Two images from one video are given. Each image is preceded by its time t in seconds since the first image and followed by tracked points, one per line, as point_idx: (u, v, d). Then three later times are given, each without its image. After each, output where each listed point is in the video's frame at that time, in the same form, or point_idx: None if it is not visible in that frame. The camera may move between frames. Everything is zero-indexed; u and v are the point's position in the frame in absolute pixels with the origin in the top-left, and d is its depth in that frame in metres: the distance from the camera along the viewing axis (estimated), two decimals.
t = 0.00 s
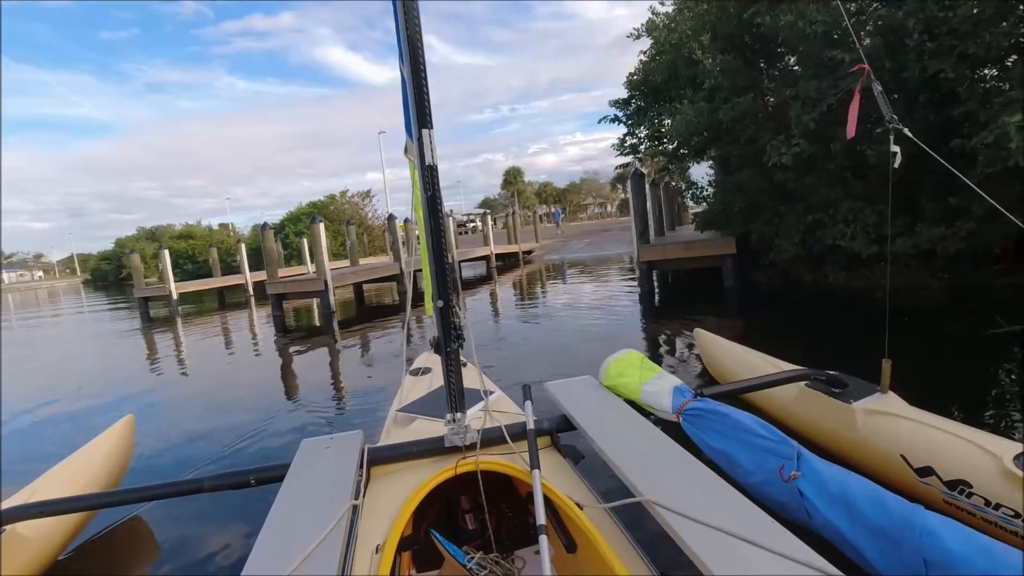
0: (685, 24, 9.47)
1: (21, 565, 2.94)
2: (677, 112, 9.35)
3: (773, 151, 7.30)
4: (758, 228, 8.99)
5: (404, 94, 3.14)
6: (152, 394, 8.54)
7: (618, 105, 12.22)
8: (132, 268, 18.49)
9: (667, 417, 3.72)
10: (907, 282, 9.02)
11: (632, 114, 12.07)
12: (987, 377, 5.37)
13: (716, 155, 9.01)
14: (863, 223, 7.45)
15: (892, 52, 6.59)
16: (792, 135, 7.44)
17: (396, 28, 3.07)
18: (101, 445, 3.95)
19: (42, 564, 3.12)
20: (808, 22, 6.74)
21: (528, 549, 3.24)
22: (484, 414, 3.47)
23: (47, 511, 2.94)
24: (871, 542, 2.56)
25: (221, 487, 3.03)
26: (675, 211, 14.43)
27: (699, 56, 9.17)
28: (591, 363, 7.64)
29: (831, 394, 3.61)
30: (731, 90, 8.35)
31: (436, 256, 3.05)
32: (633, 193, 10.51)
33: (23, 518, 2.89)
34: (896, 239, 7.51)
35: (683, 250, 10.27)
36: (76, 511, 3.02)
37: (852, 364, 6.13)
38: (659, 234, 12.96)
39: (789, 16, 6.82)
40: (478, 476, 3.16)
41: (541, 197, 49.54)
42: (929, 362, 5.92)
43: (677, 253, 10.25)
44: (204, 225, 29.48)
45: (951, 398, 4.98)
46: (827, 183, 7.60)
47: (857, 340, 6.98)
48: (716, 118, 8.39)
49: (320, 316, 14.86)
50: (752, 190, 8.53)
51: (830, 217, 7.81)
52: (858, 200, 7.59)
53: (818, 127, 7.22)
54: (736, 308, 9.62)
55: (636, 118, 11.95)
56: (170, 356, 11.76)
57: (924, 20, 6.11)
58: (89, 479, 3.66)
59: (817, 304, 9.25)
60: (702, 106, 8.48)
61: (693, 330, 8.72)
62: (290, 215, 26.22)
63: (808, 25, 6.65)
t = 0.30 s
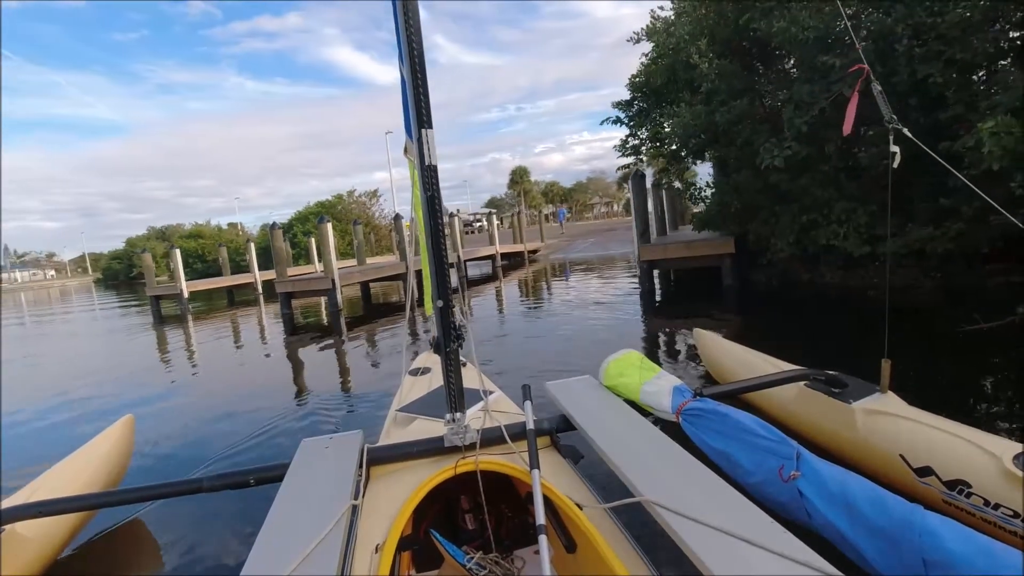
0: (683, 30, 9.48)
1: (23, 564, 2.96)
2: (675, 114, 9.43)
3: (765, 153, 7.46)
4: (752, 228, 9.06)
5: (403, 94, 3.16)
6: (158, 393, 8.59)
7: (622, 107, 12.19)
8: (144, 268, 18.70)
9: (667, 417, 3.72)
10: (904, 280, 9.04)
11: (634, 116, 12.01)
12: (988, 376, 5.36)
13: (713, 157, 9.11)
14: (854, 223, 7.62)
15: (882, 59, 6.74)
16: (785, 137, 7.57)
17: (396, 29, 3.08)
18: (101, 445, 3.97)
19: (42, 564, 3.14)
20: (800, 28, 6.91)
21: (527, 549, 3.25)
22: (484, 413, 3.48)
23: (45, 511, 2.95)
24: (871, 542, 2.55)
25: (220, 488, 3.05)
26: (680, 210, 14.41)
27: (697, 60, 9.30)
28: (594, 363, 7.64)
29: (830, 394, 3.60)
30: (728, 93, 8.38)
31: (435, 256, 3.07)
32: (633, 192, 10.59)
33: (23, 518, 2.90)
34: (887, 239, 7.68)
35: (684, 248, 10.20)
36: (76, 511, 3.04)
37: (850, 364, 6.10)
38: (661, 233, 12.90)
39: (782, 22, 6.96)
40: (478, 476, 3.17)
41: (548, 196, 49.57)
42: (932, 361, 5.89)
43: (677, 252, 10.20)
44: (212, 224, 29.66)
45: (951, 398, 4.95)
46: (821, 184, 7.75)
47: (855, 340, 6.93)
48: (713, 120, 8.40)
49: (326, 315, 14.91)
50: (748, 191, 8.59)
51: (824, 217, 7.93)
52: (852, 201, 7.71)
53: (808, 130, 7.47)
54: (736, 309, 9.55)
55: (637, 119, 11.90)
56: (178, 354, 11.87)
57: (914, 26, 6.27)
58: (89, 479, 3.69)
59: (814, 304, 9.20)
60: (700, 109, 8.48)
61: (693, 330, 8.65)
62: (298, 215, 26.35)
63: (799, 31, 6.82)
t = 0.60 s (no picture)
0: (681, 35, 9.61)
1: (21, 563, 2.99)
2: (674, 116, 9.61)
3: (758, 155, 7.65)
4: (751, 228, 9.28)
5: (403, 93, 3.17)
6: (165, 392, 8.66)
7: (625, 108, 12.12)
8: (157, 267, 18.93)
9: (666, 417, 3.71)
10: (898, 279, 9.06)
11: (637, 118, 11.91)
12: (990, 375, 5.33)
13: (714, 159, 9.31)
14: (847, 224, 7.66)
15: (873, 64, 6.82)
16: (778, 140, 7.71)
17: (396, 29, 3.09)
18: (98, 448, 4.00)
19: (39, 565, 3.16)
20: (793, 34, 7.01)
21: (526, 549, 3.26)
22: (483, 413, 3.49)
23: (42, 510, 2.96)
24: (870, 543, 2.53)
25: (219, 487, 3.06)
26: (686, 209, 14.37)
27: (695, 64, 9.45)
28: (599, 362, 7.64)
29: (829, 394, 3.58)
30: (726, 95, 8.44)
31: (434, 256, 3.08)
32: (634, 192, 10.75)
33: (20, 517, 2.91)
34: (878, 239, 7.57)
35: (684, 248, 10.28)
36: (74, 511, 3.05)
37: (852, 364, 6.06)
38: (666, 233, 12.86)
39: (775, 30, 7.10)
40: (477, 475, 3.18)
41: (556, 195, 49.59)
42: (937, 361, 5.85)
43: (678, 252, 10.19)
44: (222, 224, 29.88)
45: (953, 398, 4.93)
46: (818, 185, 7.93)
47: (857, 340, 6.88)
48: (710, 123, 8.61)
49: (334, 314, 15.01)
50: (747, 192, 8.75)
51: (820, 217, 8.08)
52: (846, 202, 7.81)
53: (801, 133, 7.58)
54: (738, 308, 9.51)
55: (641, 120, 11.84)
56: (187, 352, 11.98)
57: (903, 32, 6.34)
58: (86, 481, 3.71)
59: (815, 304, 9.16)
60: (697, 112, 8.67)
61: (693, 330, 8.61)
62: (307, 214, 26.53)
63: (793, 36, 6.92)
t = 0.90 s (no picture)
0: (681, 38, 9.78)
1: (22, 563, 2.95)
2: (674, 119, 9.93)
3: (754, 157, 8.00)
4: (750, 227, 9.59)
5: (404, 93, 3.18)
6: (172, 391, 8.74)
7: (629, 109, 12.06)
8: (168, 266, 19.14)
9: (666, 417, 3.71)
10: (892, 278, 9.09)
11: (640, 119, 11.78)
12: (990, 374, 5.33)
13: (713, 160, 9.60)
14: (843, 224, 7.96)
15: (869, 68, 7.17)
16: (773, 143, 8.10)
17: (396, 30, 3.10)
18: (97, 449, 4.00)
19: (40, 565, 3.12)
20: (789, 39, 7.24)
21: (526, 549, 3.27)
22: (483, 413, 3.51)
23: (44, 510, 2.97)
24: (869, 542, 2.51)
25: (220, 487, 3.08)
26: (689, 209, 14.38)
27: (695, 68, 9.65)
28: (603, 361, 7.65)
29: (829, 395, 3.59)
30: (725, 98, 8.66)
31: (435, 256, 3.09)
32: (636, 191, 11.10)
33: (22, 518, 2.92)
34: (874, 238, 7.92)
35: (685, 247, 10.32)
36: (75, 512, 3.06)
37: (853, 364, 6.05)
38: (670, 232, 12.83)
39: (771, 34, 7.31)
40: (477, 476, 3.20)
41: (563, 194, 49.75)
42: (940, 360, 5.85)
43: (678, 251, 10.23)
44: (231, 224, 30.10)
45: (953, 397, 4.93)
46: (813, 185, 8.22)
47: (859, 339, 6.85)
48: (709, 125, 8.92)
49: (341, 313, 15.10)
50: (745, 192, 9.10)
51: (816, 218, 8.38)
52: (841, 202, 8.06)
53: (796, 135, 7.90)
54: (740, 308, 9.49)
55: (642, 121, 11.72)
56: (196, 351, 12.10)
57: (896, 37, 6.63)
58: (85, 482, 3.70)
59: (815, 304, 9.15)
60: (696, 114, 9.05)
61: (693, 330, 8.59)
62: (315, 214, 26.71)
63: (789, 42, 7.15)
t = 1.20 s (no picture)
0: (681, 42, 9.82)
1: (21, 563, 2.97)
2: (674, 120, 10.03)
3: (751, 159, 8.24)
4: (750, 226, 9.72)
5: (403, 94, 3.18)
6: (178, 390, 8.78)
7: (633, 109, 12.01)
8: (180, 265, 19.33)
9: (667, 417, 3.70)
10: (890, 278, 9.11)
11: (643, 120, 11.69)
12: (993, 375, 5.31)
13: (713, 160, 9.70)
14: (840, 225, 8.18)
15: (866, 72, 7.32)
16: (770, 144, 8.27)
17: (396, 31, 3.11)
18: (98, 449, 4.04)
19: (39, 565, 3.14)
20: (786, 42, 7.38)
21: (526, 549, 3.28)
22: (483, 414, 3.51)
23: (45, 511, 2.97)
24: (868, 542, 2.49)
25: (220, 487, 3.08)
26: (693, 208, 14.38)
27: (694, 70, 9.64)
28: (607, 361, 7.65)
29: (829, 395, 3.58)
30: (725, 100, 8.81)
31: (434, 256, 3.10)
32: (639, 192, 11.08)
33: (23, 518, 2.93)
34: (870, 238, 8.04)
35: (687, 247, 10.34)
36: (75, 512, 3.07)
37: (853, 365, 6.03)
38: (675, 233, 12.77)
39: (768, 37, 7.45)
40: (477, 476, 3.21)
41: (571, 193, 49.80)
42: (943, 361, 5.82)
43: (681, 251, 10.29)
44: (239, 223, 30.28)
45: (958, 400, 4.90)
46: (810, 186, 8.35)
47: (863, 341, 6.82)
48: (709, 126, 9.06)
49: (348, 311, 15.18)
50: (746, 192, 9.28)
51: (815, 217, 8.53)
52: (839, 202, 8.18)
53: (794, 138, 7.99)
54: (741, 307, 9.48)
55: (646, 123, 11.60)
56: (205, 349, 12.20)
57: (890, 41, 6.75)
58: (86, 481, 3.73)
59: (812, 304, 9.15)
60: (696, 116, 9.22)
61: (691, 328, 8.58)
62: (324, 213, 26.88)
63: (785, 45, 7.29)
